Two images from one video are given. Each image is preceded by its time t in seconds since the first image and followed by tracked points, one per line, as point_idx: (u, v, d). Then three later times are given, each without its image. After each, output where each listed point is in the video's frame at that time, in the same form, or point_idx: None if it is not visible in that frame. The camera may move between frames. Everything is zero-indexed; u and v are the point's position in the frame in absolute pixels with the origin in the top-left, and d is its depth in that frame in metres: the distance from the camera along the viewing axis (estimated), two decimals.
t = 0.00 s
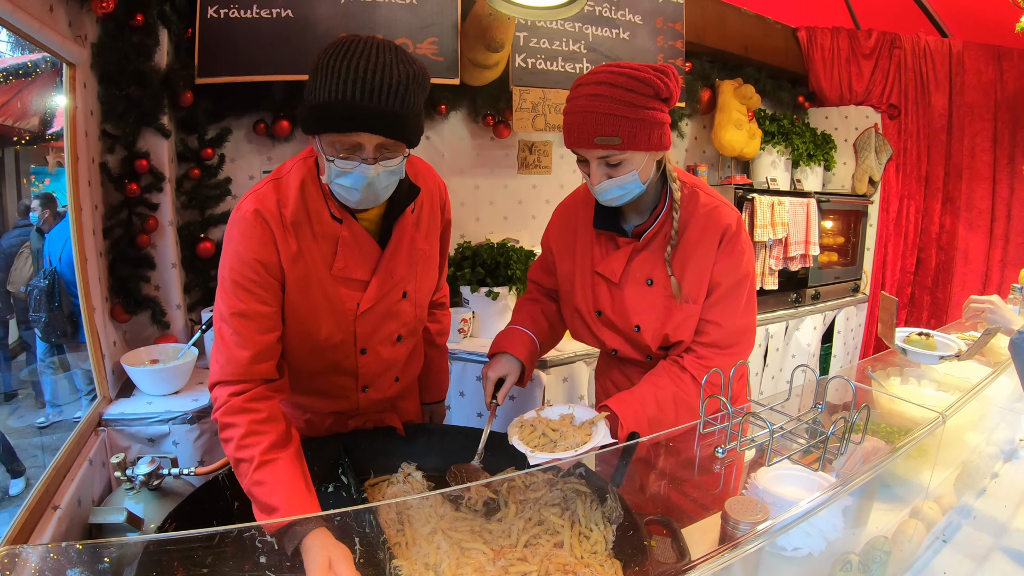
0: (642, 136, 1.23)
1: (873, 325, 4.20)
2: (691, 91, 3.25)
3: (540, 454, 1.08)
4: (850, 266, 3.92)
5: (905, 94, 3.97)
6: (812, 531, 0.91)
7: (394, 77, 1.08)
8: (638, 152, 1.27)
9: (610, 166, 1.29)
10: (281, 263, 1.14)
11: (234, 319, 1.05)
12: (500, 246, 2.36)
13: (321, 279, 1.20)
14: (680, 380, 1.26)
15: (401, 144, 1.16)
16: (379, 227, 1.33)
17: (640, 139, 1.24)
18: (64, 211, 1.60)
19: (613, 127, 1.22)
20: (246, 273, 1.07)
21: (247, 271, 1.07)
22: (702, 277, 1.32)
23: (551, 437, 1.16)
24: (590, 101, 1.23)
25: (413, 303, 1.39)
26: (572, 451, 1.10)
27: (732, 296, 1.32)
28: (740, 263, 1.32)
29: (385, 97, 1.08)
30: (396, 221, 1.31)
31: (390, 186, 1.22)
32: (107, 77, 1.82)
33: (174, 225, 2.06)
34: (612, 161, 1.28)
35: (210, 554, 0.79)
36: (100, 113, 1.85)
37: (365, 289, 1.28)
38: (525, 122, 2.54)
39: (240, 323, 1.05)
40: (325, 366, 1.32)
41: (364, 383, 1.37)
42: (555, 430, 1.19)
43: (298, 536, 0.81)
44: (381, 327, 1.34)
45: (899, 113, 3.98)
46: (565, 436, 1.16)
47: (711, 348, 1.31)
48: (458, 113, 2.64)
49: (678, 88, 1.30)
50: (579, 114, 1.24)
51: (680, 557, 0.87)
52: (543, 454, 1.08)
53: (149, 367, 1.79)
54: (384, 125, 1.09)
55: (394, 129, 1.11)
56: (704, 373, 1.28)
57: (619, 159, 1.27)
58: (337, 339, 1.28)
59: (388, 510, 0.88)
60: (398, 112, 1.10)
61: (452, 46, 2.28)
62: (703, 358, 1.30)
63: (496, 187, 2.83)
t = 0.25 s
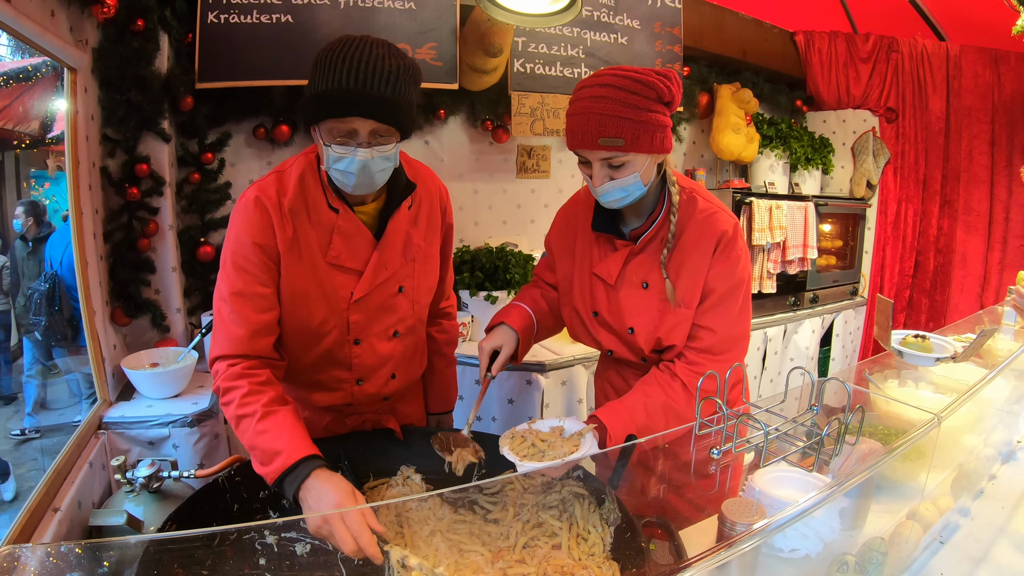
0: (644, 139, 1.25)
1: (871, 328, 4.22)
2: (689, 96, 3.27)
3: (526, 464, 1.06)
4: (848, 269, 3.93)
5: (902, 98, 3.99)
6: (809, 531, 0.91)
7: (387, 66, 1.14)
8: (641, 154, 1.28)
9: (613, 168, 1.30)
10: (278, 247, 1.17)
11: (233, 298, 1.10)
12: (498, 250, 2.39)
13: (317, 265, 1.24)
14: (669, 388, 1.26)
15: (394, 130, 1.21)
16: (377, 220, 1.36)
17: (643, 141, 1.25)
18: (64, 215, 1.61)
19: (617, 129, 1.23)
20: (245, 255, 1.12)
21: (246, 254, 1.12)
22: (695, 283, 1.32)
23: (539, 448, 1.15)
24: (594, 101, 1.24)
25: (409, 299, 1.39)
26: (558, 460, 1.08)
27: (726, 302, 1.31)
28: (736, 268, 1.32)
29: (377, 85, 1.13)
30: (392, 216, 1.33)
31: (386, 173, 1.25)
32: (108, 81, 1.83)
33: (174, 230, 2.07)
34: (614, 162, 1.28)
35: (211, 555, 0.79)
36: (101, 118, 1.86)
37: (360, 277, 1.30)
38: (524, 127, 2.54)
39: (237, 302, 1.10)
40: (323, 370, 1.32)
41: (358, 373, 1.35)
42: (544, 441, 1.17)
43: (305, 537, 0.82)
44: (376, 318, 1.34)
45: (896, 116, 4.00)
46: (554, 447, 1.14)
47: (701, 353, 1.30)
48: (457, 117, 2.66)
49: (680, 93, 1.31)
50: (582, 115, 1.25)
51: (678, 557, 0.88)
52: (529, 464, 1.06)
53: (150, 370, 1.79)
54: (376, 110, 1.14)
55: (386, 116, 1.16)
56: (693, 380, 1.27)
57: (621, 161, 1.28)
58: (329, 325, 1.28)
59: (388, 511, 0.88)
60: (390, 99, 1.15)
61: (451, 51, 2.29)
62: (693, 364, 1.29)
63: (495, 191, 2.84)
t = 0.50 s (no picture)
0: (649, 142, 1.25)
1: (870, 330, 4.22)
2: (687, 99, 3.28)
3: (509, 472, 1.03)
4: (847, 272, 3.94)
5: (901, 101, 4.01)
6: (807, 532, 0.92)
7: (393, 65, 1.16)
8: (645, 157, 1.28)
9: (617, 171, 1.30)
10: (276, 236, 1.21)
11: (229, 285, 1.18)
12: (499, 254, 2.39)
13: (317, 257, 1.26)
14: (656, 392, 1.26)
15: (399, 127, 1.22)
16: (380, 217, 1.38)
17: (648, 145, 1.25)
18: (64, 217, 1.61)
19: (623, 132, 1.24)
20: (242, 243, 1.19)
21: (244, 242, 1.19)
22: (688, 287, 1.32)
23: (523, 453, 1.11)
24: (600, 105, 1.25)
25: (410, 294, 1.40)
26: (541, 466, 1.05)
27: (719, 306, 1.31)
28: (731, 273, 1.31)
29: (383, 82, 1.15)
30: (393, 212, 1.35)
31: (391, 167, 1.25)
32: (108, 85, 1.84)
33: (174, 233, 2.07)
34: (618, 166, 1.29)
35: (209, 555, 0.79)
36: (101, 121, 1.86)
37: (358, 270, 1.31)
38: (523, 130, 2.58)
39: (233, 287, 1.18)
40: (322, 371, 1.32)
41: (355, 365, 1.33)
42: (529, 447, 1.13)
43: (305, 539, 0.84)
44: (375, 309, 1.34)
45: (895, 119, 4.01)
46: (537, 453, 1.11)
47: (691, 357, 1.31)
48: (457, 121, 2.67)
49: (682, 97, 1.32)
50: (587, 118, 1.25)
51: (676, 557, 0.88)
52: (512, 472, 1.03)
53: (149, 373, 1.80)
54: (382, 108, 1.16)
55: (391, 113, 1.17)
56: (682, 386, 1.27)
57: (625, 164, 1.29)
58: (326, 309, 1.28)
59: (387, 517, 0.90)
60: (395, 97, 1.17)
61: (450, 55, 2.31)
62: (683, 369, 1.30)
63: (495, 194, 2.85)
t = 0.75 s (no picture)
0: (652, 145, 1.25)
1: (870, 333, 4.23)
2: (687, 103, 3.29)
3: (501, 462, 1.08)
4: (847, 275, 3.95)
5: (900, 104, 4.02)
6: (808, 532, 0.91)
7: (390, 74, 1.17)
8: (648, 161, 1.28)
9: (619, 174, 1.31)
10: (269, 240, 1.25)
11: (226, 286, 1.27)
12: (499, 257, 2.37)
13: (310, 259, 1.27)
14: (654, 392, 1.25)
15: (395, 135, 1.22)
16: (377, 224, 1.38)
17: (651, 148, 1.26)
18: (65, 220, 1.61)
19: (626, 135, 1.24)
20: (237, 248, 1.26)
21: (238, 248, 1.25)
22: (689, 286, 1.32)
23: (516, 446, 1.15)
24: (603, 107, 1.25)
25: (404, 302, 1.39)
26: (533, 458, 1.09)
27: (717, 307, 1.31)
28: (731, 274, 1.31)
29: (378, 92, 1.16)
30: (392, 219, 1.34)
31: (386, 176, 1.25)
32: (109, 88, 1.84)
33: (174, 235, 2.07)
34: (620, 169, 1.29)
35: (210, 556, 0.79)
36: (101, 124, 1.87)
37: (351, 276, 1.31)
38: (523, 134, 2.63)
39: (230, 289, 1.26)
40: (322, 373, 1.32)
41: (352, 369, 1.32)
42: (522, 438, 1.17)
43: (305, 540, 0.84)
44: (368, 319, 1.34)
45: (894, 122, 4.02)
46: (530, 444, 1.15)
47: (690, 357, 1.30)
48: (457, 125, 2.68)
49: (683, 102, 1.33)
50: (590, 121, 1.26)
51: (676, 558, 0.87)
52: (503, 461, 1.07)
53: (149, 376, 1.80)
54: (377, 117, 1.17)
55: (386, 122, 1.18)
56: (682, 386, 1.26)
57: (628, 167, 1.29)
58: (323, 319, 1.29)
59: (388, 520, 0.90)
60: (390, 107, 1.17)
61: (450, 59, 2.31)
62: (681, 368, 1.29)
63: (495, 198, 2.85)
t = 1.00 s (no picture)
0: (652, 147, 1.25)
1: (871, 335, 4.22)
2: (687, 106, 3.29)
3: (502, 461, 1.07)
4: (847, 277, 3.94)
5: (899, 106, 4.03)
6: (810, 535, 0.90)
7: (371, 76, 1.16)
8: (647, 162, 1.28)
9: (619, 176, 1.31)
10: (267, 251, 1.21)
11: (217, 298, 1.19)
12: (499, 260, 2.38)
13: (305, 267, 1.26)
14: (657, 394, 1.24)
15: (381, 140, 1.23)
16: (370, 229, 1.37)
17: (650, 149, 1.26)
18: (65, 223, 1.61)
19: (625, 137, 1.24)
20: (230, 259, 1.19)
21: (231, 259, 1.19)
22: (690, 287, 1.31)
23: (519, 446, 1.13)
24: (601, 110, 1.25)
25: (402, 307, 1.39)
26: (535, 459, 1.07)
27: (717, 309, 1.30)
28: (732, 275, 1.30)
29: (360, 94, 1.15)
30: (385, 225, 1.34)
31: (372, 181, 1.25)
32: (110, 90, 1.85)
33: (174, 238, 2.07)
34: (620, 170, 1.29)
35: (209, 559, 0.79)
36: (102, 127, 1.87)
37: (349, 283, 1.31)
38: (523, 137, 2.62)
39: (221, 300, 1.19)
40: (322, 376, 1.32)
41: (350, 377, 1.32)
42: (526, 438, 1.16)
43: (303, 543, 0.83)
44: (366, 325, 1.34)
45: (894, 124, 4.02)
46: (534, 443, 1.13)
47: (692, 359, 1.30)
48: (457, 127, 2.68)
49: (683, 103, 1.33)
50: (589, 123, 1.26)
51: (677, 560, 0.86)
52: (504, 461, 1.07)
53: (148, 378, 1.79)
54: (358, 121, 1.16)
55: (367, 124, 1.17)
56: (682, 387, 1.26)
57: (628, 169, 1.29)
58: (319, 327, 1.28)
59: (388, 522, 0.90)
60: (371, 109, 1.17)
61: (450, 61, 2.31)
62: (683, 370, 1.29)
63: (495, 201, 2.85)
